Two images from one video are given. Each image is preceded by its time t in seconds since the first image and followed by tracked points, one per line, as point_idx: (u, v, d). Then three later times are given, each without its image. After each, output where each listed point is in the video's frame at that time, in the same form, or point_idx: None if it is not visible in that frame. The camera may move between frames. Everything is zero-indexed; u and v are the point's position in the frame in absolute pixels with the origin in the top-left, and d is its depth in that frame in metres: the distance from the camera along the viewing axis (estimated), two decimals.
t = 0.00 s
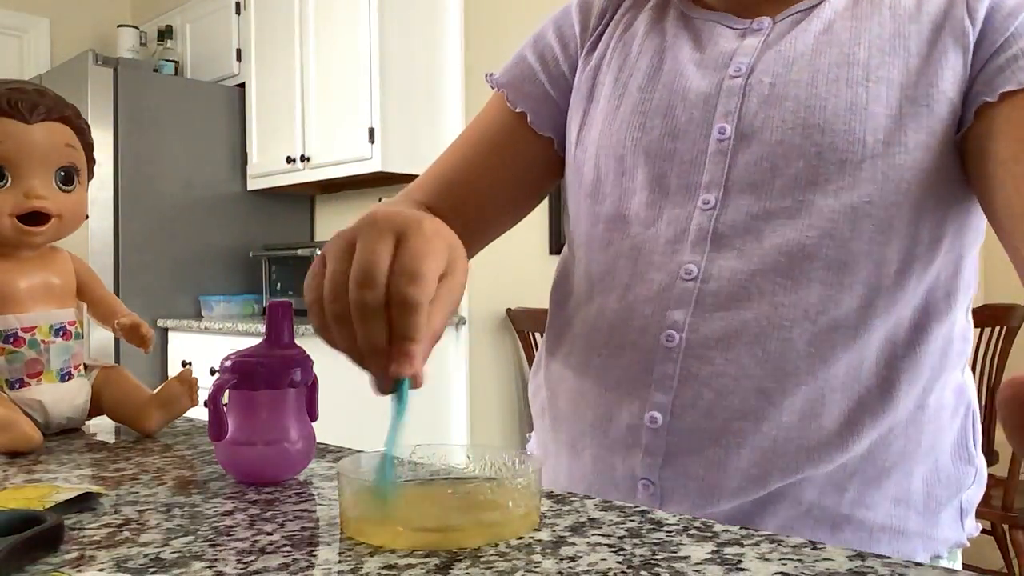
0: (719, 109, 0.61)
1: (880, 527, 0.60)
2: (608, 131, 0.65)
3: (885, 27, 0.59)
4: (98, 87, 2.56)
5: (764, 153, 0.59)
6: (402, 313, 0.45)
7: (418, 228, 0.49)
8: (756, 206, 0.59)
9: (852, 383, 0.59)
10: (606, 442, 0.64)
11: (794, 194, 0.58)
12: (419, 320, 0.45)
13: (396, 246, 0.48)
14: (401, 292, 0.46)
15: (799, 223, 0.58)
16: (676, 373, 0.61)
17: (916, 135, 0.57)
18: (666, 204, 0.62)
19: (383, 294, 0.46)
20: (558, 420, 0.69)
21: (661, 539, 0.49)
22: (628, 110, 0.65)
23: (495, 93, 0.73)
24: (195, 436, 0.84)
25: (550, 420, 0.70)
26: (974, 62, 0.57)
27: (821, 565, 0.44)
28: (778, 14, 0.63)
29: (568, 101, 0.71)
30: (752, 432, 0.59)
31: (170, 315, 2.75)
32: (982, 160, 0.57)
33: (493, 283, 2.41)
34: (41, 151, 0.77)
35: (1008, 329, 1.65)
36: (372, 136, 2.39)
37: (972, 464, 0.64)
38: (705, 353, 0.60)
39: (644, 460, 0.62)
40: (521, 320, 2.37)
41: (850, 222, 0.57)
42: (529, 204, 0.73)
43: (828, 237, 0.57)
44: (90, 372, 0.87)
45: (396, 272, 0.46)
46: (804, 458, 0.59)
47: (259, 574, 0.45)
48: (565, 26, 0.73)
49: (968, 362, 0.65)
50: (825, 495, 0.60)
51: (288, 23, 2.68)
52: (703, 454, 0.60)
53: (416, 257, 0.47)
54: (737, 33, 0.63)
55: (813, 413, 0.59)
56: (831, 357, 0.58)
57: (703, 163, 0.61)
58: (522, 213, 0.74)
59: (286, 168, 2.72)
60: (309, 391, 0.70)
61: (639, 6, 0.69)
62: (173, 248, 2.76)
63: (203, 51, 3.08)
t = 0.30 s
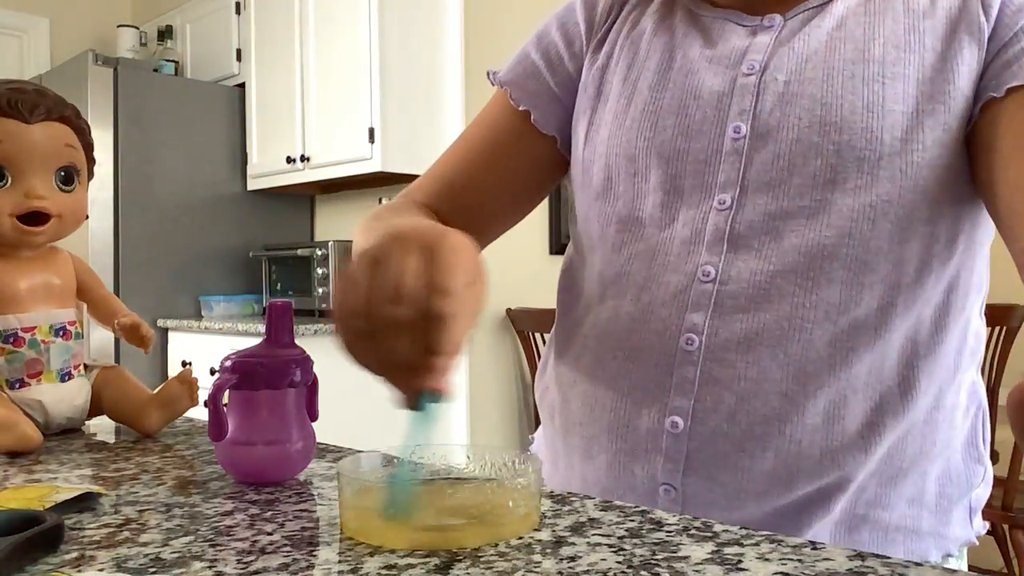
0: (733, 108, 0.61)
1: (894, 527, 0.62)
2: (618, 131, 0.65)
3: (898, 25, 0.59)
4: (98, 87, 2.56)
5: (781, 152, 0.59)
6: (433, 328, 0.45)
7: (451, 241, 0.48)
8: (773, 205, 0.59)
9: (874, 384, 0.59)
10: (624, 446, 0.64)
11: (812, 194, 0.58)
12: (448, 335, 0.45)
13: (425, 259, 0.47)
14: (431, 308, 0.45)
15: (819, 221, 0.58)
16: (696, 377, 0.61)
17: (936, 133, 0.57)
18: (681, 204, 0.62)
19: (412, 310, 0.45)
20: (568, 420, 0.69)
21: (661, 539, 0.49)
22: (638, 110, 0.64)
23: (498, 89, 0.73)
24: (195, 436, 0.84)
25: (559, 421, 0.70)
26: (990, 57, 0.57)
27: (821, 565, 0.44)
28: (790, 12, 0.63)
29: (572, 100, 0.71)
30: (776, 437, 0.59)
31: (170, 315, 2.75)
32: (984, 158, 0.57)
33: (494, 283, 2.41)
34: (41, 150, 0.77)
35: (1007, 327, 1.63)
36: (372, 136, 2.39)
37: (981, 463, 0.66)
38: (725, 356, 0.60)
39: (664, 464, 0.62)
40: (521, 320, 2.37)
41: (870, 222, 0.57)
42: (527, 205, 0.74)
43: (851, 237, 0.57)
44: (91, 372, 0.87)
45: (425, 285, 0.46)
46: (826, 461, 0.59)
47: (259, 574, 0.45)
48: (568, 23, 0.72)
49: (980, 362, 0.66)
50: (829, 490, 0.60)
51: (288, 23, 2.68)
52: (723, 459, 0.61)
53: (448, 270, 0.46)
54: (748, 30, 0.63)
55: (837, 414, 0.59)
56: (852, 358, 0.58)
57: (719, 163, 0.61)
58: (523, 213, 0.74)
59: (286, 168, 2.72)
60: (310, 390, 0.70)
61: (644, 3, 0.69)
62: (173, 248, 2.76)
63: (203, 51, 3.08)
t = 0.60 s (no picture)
0: (738, 110, 0.61)
1: (897, 528, 0.62)
2: (623, 132, 0.65)
3: (903, 27, 0.59)
4: (98, 87, 2.56)
5: (786, 154, 0.59)
6: (465, 322, 0.45)
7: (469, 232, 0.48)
8: (777, 206, 0.59)
9: (877, 384, 0.59)
10: (628, 447, 0.64)
11: (817, 195, 0.58)
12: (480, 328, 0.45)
13: (448, 253, 0.46)
14: (463, 301, 0.45)
15: (823, 223, 0.58)
16: (699, 378, 0.61)
17: (941, 136, 0.57)
18: (684, 206, 0.62)
19: (443, 305, 0.45)
20: (571, 421, 0.69)
21: (661, 539, 0.49)
22: (642, 112, 0.64)
23: (502, 90, 0.73)
24: (195, 436, 0.84)
25: (562, 421, 0.70)
26: (996, 59, 0.57)
27: (822, 565, 0.44)
28: (795, 13, 0.63)
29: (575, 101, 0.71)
30: (779, 438, 0.59)
31: (170, 315, 2.75)
32: (987, 161, 0.57)
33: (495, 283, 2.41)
34: (41, 151, 0.77)
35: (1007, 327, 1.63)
36: (372, 136, 2.39)
37: (983, 463, 0.66)
38: (728, 357, 0.60)
39: (666, 465, 0.63)
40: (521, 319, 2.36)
41: (873, 224, 0.57)
42: (530, 205, 0.73)
43: (854, 238, 0.57)
44: (91, 372, 0.87)
45: (454, 279, 0.45)
46: (829, 462, 0.59)
47: (259, 574, 0.45)
48: (571, 25, 0.72)
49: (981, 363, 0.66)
50: (830, 490, 0.60)
51: (288, 23, 2.68)
52: (725, 460, 0.61)
53: (474, 265, 0.46)
54: (753, 32, 0.63)
55: (839, 415, 0.59)
56: (854, 360, 0.58)
57: (723, 164, 0.61)
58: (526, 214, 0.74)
59: (286, 168, 2.72)
60: (310, 390, 0.70)
61: (649, 4, 0.69)
62: (173, 248, 2.76)
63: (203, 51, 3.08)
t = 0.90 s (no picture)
0: (740, 111, 0.61)
1: (898, 527, 0.62)
2: (624, 133, 0.65)
3: (905, 28, 0.59)
4: (98, 87, 2.56)
5: (788, 155, 0.59)
6: (467, 315, 0.46)
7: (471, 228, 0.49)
8: (779, 207, 0.59)
9: (878, 384, 0.59)
10: (629, 448, 0.64)
11: (819, 196, 0.58)
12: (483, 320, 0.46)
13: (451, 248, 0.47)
14: (466, 293, 0.46)
15: (825, 223, 0.58)
16: (702, 379, 0.61)
17: (943, 137, 0.57)
18: (686, 207, 0.62)
19: (447, 299, 0.46)
20: (572, 422, 0.69)
21: (661, 539, 0.49)
22: (644, 113, 0.64)
23: (503, 91, 0.73)
24: (195, 436, 0.84)
25: (563, 422, 0.70)
26: (998, 60, 0.57)
27: (822, 565, 0.44)
28: (796, 14, 0.63)
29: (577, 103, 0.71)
30: (780, 438, 0.59)
31: (170, 315, 2.75)
32: (988, 163, 0.57)
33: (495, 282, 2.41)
34: (41, 151, 0.77)
35: (1006, 327, 1.63)
36: (372, 136, 2.39)
37: (984, 464, 0.66)
38: (730, 357, 0.60)
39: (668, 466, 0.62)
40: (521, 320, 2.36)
41: (876, 224, 0.57)
42: (532, 206, 0.74)
43: (855, 238, 0.57)
44: (90, 372, 0.87)
45: (456, 274, 0.46)
46: (830, 462, 0.59)
47: (259, 574, 0.45)
48: (573, 26, 0.72)
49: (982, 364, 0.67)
50: (832, 491, 0.60)
51: (288, 23, 2.68)
52: (727, 460, 0.61)
53: (476, 260, 0.47)
54: (755, 33, 0.63)
55: (841, 415, 0.59)
56: (855, 360, 0.58)
57: (725, 165, 0.61)
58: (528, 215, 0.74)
59: (286, 168, 2.72)
60: (310, 390, 0.70)
61: (651, 5, 0.69)
62: (173, 248, 2.75)
63: (203, 51, 3.08)
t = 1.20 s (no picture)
0: (742, 111, 0.61)
1: (901, 526, 0.62)
2: (627, 133, 0.65)
3: (907, 29, 0.59)
4: (98, 87, 2.56)
5: (791, 156, 0.59)
6: (448, 298, 0.46)
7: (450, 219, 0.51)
8: (784, 208, 0.59)
9: (881, 386, 0.59)
10: (632, 450, 0.64)
11: (823, 198, 0.58)
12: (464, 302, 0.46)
13: (429, 235, 0.48)
14: (444, 277, 0.46)
15: (830, 225, 0.58)
16: (705, 381, 0.61)
17: (946, 137, 0.57)
18: (688, 208, 0.62)
19: (426, 280, 0.46)
20: (574, 423, 0.69)
21: (662, 539, 0.49)
22: (647, 114, 0.64)
23: (503, 93, 0.73)
24: (195, 436, 0.84)
25: (565, 423, 0.70)
26: (999, 61, 0.57)
27: (822, 565, 0.44)
28: (798, 14, 0.63)
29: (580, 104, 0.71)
30: (785, 440, 0.59)
31: (170, 315, 2.75)
32: (988, 163, 0.57)
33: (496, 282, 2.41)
34: (41, 150, 0.77)
35: (1007, 328, 1.63)
36: (372, 136, 2.39)
37: (987, 464, 0.66)
38: (734, 359, 0.60)
39: (671, 467, 0.63)
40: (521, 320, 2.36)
41: (880, 225, 0.57)
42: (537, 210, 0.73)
43: (860, 239, 0.57)
44: (90, 372, 0.87)
45: (437, 258, 0.47)
46: (835, 463, 0.60)
47: (259, 574, 0.45)
48: (573, 28, 0.72)
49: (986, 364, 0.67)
50: (835, 491, 0.60)
51: (288, 22, 2.68)
52: (730, 461, 0.61)
53: (456, 246, 0.48)
54: (756, 33, 0.63)
55: (845, 416, 0.59)
56: (859, 362, 0.58)
57: (728, 166, 0.61)
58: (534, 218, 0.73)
59: (286, 168, 2.72)
60: (309, 390, 0.70)
61: (652, 5, 0.69)
62: (173, 248, 2.75)
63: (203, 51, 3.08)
